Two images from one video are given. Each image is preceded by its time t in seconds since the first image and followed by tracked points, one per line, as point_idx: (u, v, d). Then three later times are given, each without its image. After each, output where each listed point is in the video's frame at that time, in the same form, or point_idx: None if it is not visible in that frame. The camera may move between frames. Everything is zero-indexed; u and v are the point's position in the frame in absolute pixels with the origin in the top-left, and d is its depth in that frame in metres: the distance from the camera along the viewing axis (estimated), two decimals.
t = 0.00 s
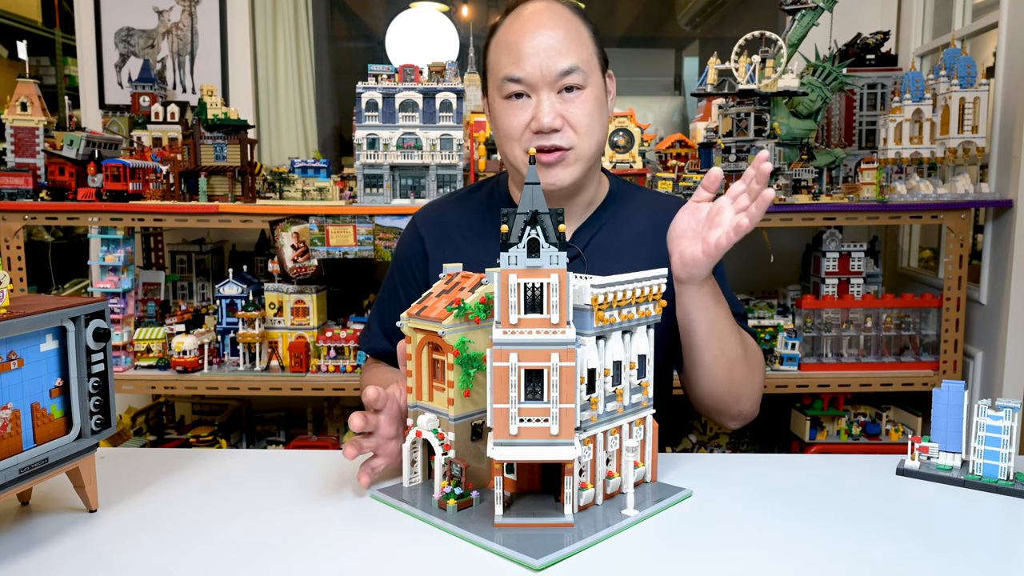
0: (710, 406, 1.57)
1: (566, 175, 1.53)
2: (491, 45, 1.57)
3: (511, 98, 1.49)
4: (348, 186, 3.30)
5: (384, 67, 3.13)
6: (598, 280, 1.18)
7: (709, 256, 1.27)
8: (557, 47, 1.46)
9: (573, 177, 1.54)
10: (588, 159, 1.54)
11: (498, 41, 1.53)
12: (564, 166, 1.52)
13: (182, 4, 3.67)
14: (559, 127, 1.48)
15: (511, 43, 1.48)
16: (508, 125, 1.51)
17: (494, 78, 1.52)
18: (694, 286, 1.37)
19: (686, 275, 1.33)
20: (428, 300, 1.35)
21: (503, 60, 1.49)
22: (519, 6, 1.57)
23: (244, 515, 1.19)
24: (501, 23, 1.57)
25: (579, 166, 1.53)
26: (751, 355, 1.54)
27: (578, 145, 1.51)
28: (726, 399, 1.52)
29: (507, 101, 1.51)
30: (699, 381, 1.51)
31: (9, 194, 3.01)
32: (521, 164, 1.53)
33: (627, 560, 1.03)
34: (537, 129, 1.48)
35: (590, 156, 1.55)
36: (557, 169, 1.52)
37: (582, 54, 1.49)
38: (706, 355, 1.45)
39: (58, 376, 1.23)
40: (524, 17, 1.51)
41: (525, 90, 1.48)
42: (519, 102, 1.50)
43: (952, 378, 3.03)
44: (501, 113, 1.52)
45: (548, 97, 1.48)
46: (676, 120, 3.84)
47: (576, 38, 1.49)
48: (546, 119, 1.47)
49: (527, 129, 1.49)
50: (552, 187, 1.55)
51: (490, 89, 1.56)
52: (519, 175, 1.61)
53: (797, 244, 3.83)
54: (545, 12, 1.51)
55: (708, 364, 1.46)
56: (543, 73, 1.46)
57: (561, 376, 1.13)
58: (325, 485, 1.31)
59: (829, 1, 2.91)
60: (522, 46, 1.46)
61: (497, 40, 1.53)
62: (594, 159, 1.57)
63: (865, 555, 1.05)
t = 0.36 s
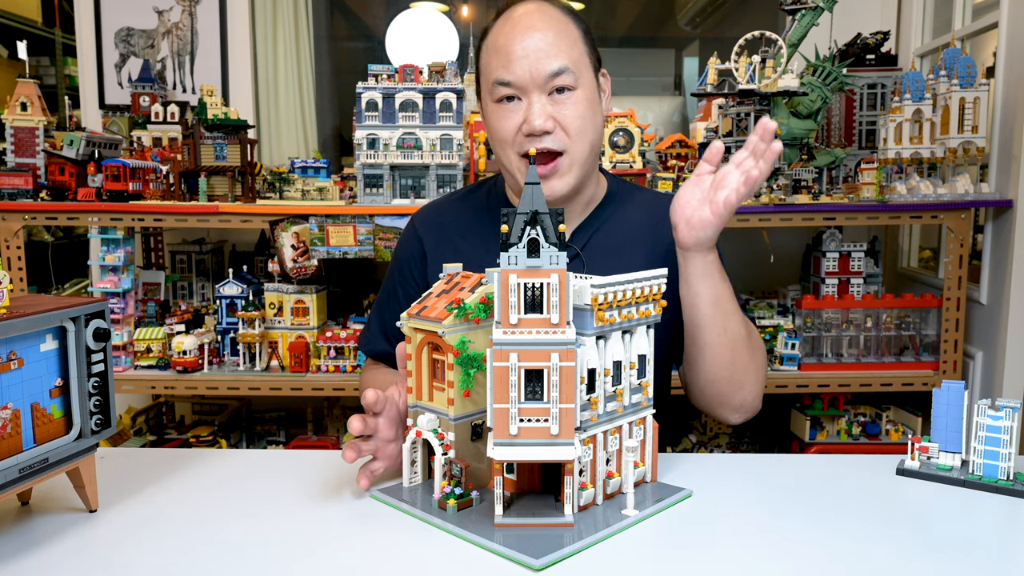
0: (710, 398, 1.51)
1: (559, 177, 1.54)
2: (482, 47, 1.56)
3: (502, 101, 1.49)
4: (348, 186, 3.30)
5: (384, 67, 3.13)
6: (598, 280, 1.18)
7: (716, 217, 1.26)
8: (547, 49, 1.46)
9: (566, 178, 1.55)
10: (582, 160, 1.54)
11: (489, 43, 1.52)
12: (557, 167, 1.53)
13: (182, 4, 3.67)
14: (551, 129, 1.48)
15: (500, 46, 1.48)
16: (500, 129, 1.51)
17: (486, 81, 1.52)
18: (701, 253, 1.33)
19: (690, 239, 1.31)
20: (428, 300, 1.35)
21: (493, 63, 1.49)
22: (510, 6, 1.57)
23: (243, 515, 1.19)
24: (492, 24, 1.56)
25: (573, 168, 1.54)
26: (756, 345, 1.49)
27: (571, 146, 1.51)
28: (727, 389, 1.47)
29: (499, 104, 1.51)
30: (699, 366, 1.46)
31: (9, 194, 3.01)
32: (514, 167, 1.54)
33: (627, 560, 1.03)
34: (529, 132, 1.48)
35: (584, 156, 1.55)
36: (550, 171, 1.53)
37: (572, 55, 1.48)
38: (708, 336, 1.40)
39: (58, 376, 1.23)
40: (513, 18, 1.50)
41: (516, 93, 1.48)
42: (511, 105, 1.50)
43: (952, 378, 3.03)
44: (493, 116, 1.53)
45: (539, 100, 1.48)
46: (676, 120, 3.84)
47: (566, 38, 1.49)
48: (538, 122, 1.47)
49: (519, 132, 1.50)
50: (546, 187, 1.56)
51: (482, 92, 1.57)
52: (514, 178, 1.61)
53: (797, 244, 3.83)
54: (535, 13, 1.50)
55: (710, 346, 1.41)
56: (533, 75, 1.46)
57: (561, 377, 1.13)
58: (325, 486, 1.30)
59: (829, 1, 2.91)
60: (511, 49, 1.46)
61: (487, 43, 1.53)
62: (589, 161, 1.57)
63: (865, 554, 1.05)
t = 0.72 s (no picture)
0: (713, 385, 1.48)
1: (556, 181, 1.54)
2: (473, 55, 1.57)
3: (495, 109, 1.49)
4: (348, 185, 3.30)
5: (384, 67, 3.13)
6: (598, 280, 1.18)
7: (702, 186, 1.28)
8: (536, 54, 1.46)
9: (564, 181, 1.55)
10: (579, 162, 1.54)
11: (479, 51, 1.53)
12: (553, 172, 1.53)
13: (182, 4, 3.67)
14: (544, 134, 1.48)
15: (489, 54, 1.48)
16: (494, 137, 1.52)
17: (478, 89, 1.53)
18: (694, 227, 1.34)
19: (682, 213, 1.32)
20: (428, 300, 1.35)
21: (484, 71, 1.50)
22: (500, 11, 1.57)
23: (243, 516, 1.19)
24: (482, 31, 1.57)
25: (570, 171, 1.54)
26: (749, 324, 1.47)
27: (566, 150, 1.51)
28: (731, 369, 1.43)
29: (492, 111, 1.52)
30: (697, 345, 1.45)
31: (9, 194, 3.01)
32: (511, 174, 1.54)
33: (627, 559, 1.03)
34: (522, 138, 1.48)
35: (581, 158, 1.55)
36: (547, 175, 1.53)
37: (562, 58, 1.48)
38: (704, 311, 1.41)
39: (58, 376, 1.23)
40: (502, 25, 1.51)
41: (508, 99, 1.49)
42: (504, 112, 1.50)
43: (952, 378, 3.03)
44: (488, 124, 1.53)
45: (531, 105, 1.48)
46: (676, 120, 3.84)
47: (555, 42, 1.49)
48: (531, 128, 1.47)
49: (512, 139, 1.50)
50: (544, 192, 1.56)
51: (476, 100, 1.57)
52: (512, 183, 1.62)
53: (797, 244, 3.83)
54: (524, 18, 1.50)
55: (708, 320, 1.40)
56: (523, 81, 1.46)
57: (561, 377, 1.13)
58: (325, 486, 1.30)
59: (829, 1, 2.91)
60: (500, 56, 1.46)
61: (478, 51, 1.53)
62: (586, 162, 1.57)
63: (865, 555, 1.05)
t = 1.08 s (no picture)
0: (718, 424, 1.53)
1: (548, 178, 1.53)
2: (462, 57, 1.57)
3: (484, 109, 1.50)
4: (348, 186, 3.30)
5: (384, 67, 3.13)
6: (598, 280, 1.18)
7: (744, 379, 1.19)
8: (522, 52, 1.46)
9: (556, 178, 1.54)
10: (569, 158, 1.54)
11: (466, 53, 1.53)
12: (545, 169, 1.53)
13: (182, 4, 3.66)
14: (533, 131, 1.48)
15: (476, 55, 1.48)
16: (485, 137, 1.52)
17: (467, 90, 1.53)
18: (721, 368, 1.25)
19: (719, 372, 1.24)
20: (428, 300, 1.35)
21: (472, 72, 1.50)
22: (487, 13, 1.57)
23: (243, 516, 1.19)
24: (470, 33, 1.57)
25: (560, 168, 1.54)
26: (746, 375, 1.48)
27: (555, 147, 1.51)
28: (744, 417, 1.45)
29: (481, 111, 1.52)
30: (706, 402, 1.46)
31: (9, 194, 3.01)
32: (503, 173, 1.54)
33: (628, 559, 1.03)
34: (512, 136, 1.48)
35: (572, 155, 1.54)
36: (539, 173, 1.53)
37: (548, 56, 1.48)
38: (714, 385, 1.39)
39: (58, 377, 1.23)
40: (488, 26, 1.51)
41: (496, 99, 1.49)
42: (493, 111, 1.50)
43: (952, 378, 3.02)
44: (478, 125, 1.54)
45: (519, 104, 1.48)
46: (676, 121, 3.84)
47: (541, 40, 1.49)
48: (519, 126, 1.47)
49: (502, 138, 1.50)
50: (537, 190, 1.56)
51: (466, 102, 1.58)
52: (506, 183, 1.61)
53: (797, 244, 3.83)
54: (509, 18, 1.51)
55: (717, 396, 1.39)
56: (509, 80, 1.46)
57: (561, 376, 1.13)
58: (325, 486, 1.30)
59: (829, 1, 2.91)
60: (486, 56, 1.46)
61: (465, 53, 1.54)
62: (576, 158, 1.56)
63: (865, 556, 1.05)
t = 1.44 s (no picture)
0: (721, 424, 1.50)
1: (555, 179, 1.53)
2: (470, 55, 1.57)
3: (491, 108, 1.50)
4: (348, 186, 3.30)
5: (384, 67, 3.13)
6: (598, 280, 1.18)
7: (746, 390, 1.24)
8: (531, 52, 1.46)
9: (562, 179, 1.54)
10: (576, 159, 1.54)
11: (475, 51, 1.53)
12: (551, 169, 1.53)
13: (182, 4, 3.66)
14: (541, 131, 1.48)
15: (485, 54, 1.48)
16: (492, 136, 1.52)
17: (474, 89, 1.53)
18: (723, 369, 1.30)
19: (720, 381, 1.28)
20: (428, 300, 1.35)
21: (480, 71, 1.50)
22: (495, 12, 1.57)
23: (244, 516, 1.19)
24: (478, 31, 1.57)
25: (567, 168, 1.54)
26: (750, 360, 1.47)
27: (563, 147, 1.51)
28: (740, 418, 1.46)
29: (489, 111, 1.52)
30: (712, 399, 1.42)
31: (9, 194, 3.01)
32: (509, 173, 1.54)
33: (628, 559, 1.03)
34: (519, 136, 1.48)
35: (578, 156, 1.55)
36: (546, 174, 1.53)
37: (557, 56, 1.48)
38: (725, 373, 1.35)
39: (58, 377, 1.23)
40: (498, 25, 1.51)
41: (504, 98, 1.49)
42: (500, 111, 1.50)
43: (952, 378, 3.02)
44: (485, 124, 1.53)
45: (527, 103, 1.48)
46: (676, 120, 3.83)
47: (550, 40, 1.49)
48: (527, 125, 1.47)
49: (509, 138, 1.50)
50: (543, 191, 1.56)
51: (473, 101, 1.58)
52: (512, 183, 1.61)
53: (797, 244, 3.83)
54: (518, 18, 1.51)
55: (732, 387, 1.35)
56: (518, 79, 1.46)
57: (561, 376, 1.13)
58: (325, 486, 1.30)
59: (829, 1, 2.91)
60: (495, 55, 1.46)
61: (474, 51, 1.54)
62: (583, 159, 1.56)
63: (865, 556, 1.05)
